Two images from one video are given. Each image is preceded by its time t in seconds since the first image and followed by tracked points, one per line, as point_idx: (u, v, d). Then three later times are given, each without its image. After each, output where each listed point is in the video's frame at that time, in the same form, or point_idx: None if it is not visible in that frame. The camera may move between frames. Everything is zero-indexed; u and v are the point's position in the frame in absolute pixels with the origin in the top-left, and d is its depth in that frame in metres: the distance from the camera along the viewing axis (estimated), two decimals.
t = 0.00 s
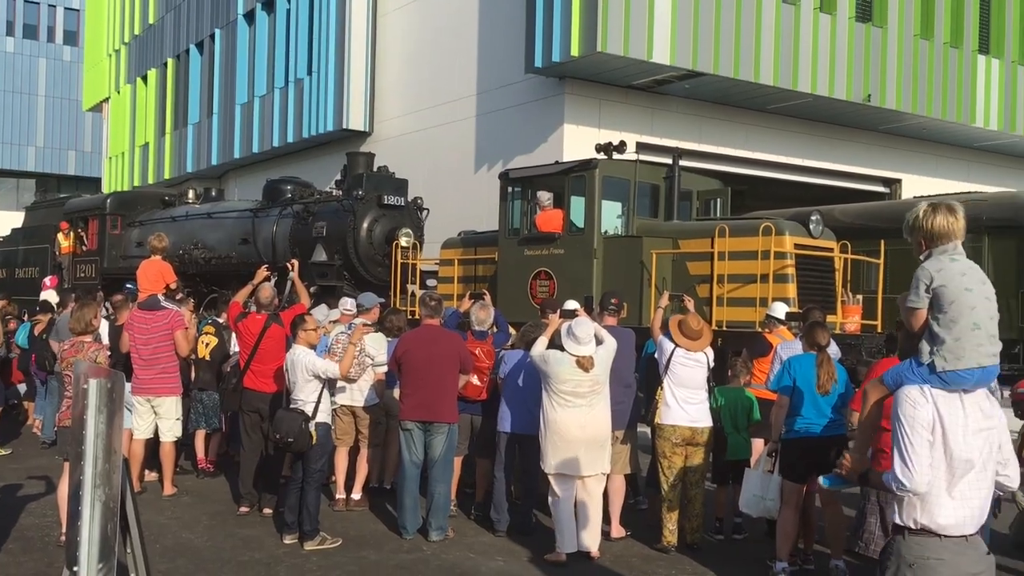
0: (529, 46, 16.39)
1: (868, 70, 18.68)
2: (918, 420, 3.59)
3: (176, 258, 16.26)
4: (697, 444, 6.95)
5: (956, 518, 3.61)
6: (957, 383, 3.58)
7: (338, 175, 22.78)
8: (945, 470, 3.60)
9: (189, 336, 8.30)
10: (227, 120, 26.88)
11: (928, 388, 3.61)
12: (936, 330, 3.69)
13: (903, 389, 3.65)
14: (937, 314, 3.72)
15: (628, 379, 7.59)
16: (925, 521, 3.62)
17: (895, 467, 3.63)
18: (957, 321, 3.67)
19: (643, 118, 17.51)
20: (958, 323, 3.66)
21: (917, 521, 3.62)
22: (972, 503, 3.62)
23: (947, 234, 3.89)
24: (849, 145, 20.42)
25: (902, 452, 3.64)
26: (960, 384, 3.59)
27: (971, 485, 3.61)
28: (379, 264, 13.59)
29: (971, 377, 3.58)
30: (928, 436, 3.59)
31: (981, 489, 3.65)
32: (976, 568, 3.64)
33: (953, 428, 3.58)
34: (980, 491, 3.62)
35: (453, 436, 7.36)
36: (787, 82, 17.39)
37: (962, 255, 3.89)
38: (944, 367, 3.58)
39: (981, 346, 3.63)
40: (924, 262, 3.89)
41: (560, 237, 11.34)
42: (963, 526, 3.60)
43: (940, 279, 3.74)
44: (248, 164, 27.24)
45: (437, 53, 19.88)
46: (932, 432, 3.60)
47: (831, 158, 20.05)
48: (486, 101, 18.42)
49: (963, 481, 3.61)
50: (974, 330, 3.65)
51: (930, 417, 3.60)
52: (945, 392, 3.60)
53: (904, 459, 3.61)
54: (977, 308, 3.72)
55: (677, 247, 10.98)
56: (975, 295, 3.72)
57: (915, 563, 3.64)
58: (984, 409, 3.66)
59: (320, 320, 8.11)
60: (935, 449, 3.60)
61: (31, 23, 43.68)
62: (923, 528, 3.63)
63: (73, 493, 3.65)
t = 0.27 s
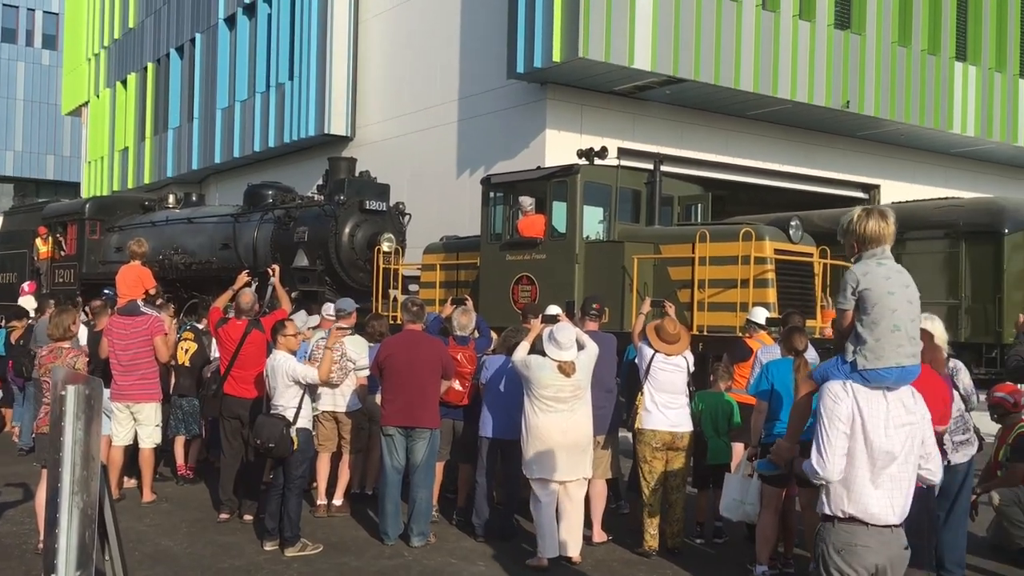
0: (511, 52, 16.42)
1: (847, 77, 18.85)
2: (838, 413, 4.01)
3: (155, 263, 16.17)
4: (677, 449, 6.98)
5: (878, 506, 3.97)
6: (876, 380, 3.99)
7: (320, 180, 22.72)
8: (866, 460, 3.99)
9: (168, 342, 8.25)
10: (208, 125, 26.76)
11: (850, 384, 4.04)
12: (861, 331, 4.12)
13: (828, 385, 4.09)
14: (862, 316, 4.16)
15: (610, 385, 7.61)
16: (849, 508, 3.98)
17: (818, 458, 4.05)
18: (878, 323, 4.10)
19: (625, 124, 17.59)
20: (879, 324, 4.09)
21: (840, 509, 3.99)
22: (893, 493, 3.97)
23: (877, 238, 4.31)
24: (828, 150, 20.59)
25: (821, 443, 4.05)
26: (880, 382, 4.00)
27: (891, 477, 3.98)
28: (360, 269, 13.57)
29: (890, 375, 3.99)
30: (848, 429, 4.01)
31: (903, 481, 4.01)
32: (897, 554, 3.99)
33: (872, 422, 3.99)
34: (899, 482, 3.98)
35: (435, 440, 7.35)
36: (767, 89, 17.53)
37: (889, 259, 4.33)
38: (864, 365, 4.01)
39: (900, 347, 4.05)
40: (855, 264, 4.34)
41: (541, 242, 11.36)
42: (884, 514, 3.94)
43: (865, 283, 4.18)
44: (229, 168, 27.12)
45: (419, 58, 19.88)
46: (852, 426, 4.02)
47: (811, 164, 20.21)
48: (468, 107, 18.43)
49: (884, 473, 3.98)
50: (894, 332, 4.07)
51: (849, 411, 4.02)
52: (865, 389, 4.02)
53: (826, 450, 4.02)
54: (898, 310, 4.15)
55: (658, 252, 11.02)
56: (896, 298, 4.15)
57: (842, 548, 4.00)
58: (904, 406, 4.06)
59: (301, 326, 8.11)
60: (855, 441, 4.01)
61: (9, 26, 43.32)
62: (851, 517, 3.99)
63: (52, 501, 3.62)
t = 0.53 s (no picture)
0: (498, 58, 16.45)
1: (832, 84, 18.98)
2: (789, 414, 4.40)
3: (141, 270, 16.08)
4: (664, 454, 6.99)
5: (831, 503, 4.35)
6: (823, 382, 4.40)
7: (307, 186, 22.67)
8: (817, 458, 4.38)
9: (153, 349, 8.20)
10: (194, 130, 26.66)
11: (799, 386, 4.44)
12: (808, 335, 4.52)
13: (779, 388, 4.49)
14: (809, 321, 4.56)
15: (597, 391, 7.62)
16: (805, 505, 4.37)
17: (772, 457, 4.43)
18: (823, 326, 4.49)
19: (612, 130, 17.64)
20: (824, 328, 4.48)
21: (796, 504, 4.36)
22: (844, 488, 4.35)
23: (823, 246, 4.72)
24: (813, 157, 20.71)
25: (775, 443, 4.43)
26: (827, 384, 4.41)
27: (841, 473, 4.36)
28: (347, 275, 13.55)
29: (835, 377, 4.40)
30: (798, 429, 4.40)
31: (853, 477, 4.38)
32: (849, 545, 4.36)
33: (820, 422, 4.38)
34: (850, 478, 4.36)
35: (422, 447, 7.33)
36: (753, 95, 17.62)
37: (834, 266, 4.72)
38: (811, 368, 4.42)
39: (845, 350, 4.45)
40: (803, 272, 4.73)
41: (529, 248, 11.37)
42: (836, 509, 4.32)
43: (810, 289, 4.59)
44: (215, 174, 27.01)
45: (406, 64, 19.87)
46: (803, 426, 4.41)
47: (796, 170, 20.32)
48: (455, 113, 18.43)
49: (835, 469, 4.36)
50: (839, 335, 4.47)
51: (799, 412, 4.41)
52: (813, 391, 4.42)
53: (779, 449, 4.40)
54: (842, 315, 4.55)
55: (645, 258, 11.05)
56: (839, 303, 4.55)
57: (801, 544, 4.37)
58: (851, 407, 4.46)
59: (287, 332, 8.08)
60: (806, 440, 4.40)
61: None
62: (808, 514, 4.37)
63: (36, 510, 3.58)
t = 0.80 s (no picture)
0: (500, 63, 16.46)
1: (834, 88, 18.98)
2: (763, 414, 4.62)
3: (143, 273, 16.09)
4: (665, 458, 6.99)
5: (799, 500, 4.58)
6: (796, 385, 4.60)
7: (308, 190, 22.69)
8: (787, 457, 4.61)
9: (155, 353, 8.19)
10: (196, 134, 26.68)
11: (774, 389, 4.65)
12: (782, 341, 4.66)
13: (754, 389, 4.69)
14: (783, 327, 4.69)
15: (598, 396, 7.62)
16: (774, 501, 4.59)
17: (745, 455, 4.63)
18: (796, 332, 4.63)
19: (613, 135, 17.65)
20: (797, 334, 4.63)
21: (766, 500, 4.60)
22: (812, 486, 4.59)
23: (792, 256, 4.86)
24: (815, 161, 20.71)
25: (749, 441, 4.64)
26: (801, 387, 4.61)
27: (810, 472, 4.59)
28: (349, 279, 13.55)
29: (808, 381, 4.60)
30: (772, 429, 4.62)
31: (821, 476, 4.62)
32: (815, 541, 4.61)
33: (792, 423, 4.61)
34: (818, 477, 4.59)
35: (424, 451, 7.33)
36: (754, 100, 17.63)
37: (803, 273, 4.86)
38: (786, 372, 4.61)
39: (817, 355, 4.61)
40: (774, 281, 4.86)
41: (531, 252, 11.37)
42: (803, 506, 4.56)
43: (782, 297, 4.71)
44: (217, 178, 27.04)
45: (408, 69, 19.90)
46: (776, 426, 4.63)
47: (798, 174, 20.32)
48: (457, 117, 18.45)
49: (805, 468, 4.59)
50: (811, 341, 4.62)
51: (773, 413, 4.62)
52: (787, 394, 4.64)
53: (754, 447, 4.60)
54: (814, 321, 4.68)
55: (646, 263, 11.06)
56: (811, 310, 4.68)
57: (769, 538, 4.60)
58: (822, 410, 4.68)
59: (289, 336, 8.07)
60: (778, 441, 4.62)
61: None
62: (777, 510, 4.60)
63: (38, 515, 3.58)
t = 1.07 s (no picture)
0: (509, 63, 16.47)
1: (844, 88, 18.92)
2: (748, 411, 4.58)
3: (154, 274, 16.15)
4: (675, 459, 6.98)
5: (785, 493, 4.51)
6: (781, 381, 4.54)
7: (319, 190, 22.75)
8: (773, 452, 4.55)
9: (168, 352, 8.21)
10: (206, 135, 26.79)
11: (759, 386, 4.60)
12: (766, 340, 4.59)
13: (740, 387, 4.65)
14: (767, 327, 4.62)
15: (609, 397, 7.61)
16: (760, 495, 4.53)
17: (731, 451, 4.60)
18: (780, 330, 4.55)
19: (623, 134, 17.63)
20: (781, 332, 4.54)
21: (752, 494, 4.54)
22: (799, 480, 4.52)
23: (774, 258, 4.77)
24: (826, 161, 20.64)
25: (735, 438, 4.61)
26: (785, 383, 4.55)
27: (797, 466, 4.53)
28: (359, 279, 13.57)
29: (793, 376, 4.54)
30: (757, 425, 4.57)
31: (809, 470, 4.56)
32: (804, 536, 4.54)
33: (778, 418, 4.56)
34: (805, 471, 4.53)
35: (435, 452, 7.34)
36: (765, 100, 17.58)
37: (786, 274, 4.77)
38: (771, 368, 4.55)
39: (801, 352, 4.55)
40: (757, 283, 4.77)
41: (541, 252, 11.37)
42: (789, 499, 4.49)
43: (766, 297, 4.64)
44: (228, 179, 27.13)
45: (418, 69, 19.92)
46: (762, 422, 4.58)
47: (808, 174, 20.26)
48: (467, 117, 18.46)
49: (791, 463, 4.53)
50: (796, 338, 4.54)
51: (759, 409, 4.58)
52: (773, 390, 4.59)
53: (738, 443, 4.57)
54: (797, 319, 4.60)
55: (657, 263, 11.03)
56: (794, 309, 4.60)
57: (756, 533, 4.53)
58: (809, 405, 4.62)
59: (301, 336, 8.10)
60: (764, 436, 4.57)
61: (8, 37, 43.36)
62: (763, 504, 4.53)
63: (53, 515, 3.59)
